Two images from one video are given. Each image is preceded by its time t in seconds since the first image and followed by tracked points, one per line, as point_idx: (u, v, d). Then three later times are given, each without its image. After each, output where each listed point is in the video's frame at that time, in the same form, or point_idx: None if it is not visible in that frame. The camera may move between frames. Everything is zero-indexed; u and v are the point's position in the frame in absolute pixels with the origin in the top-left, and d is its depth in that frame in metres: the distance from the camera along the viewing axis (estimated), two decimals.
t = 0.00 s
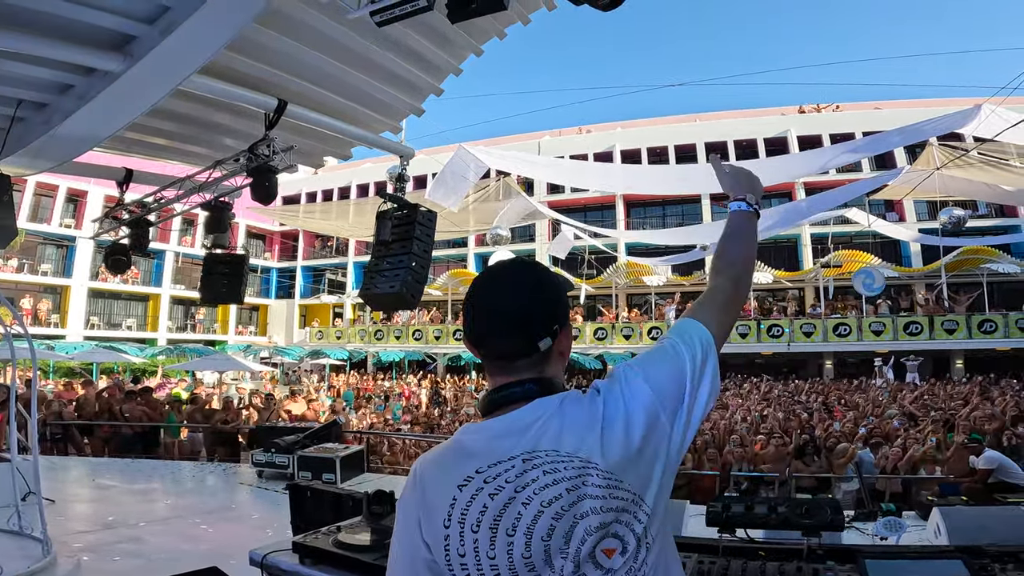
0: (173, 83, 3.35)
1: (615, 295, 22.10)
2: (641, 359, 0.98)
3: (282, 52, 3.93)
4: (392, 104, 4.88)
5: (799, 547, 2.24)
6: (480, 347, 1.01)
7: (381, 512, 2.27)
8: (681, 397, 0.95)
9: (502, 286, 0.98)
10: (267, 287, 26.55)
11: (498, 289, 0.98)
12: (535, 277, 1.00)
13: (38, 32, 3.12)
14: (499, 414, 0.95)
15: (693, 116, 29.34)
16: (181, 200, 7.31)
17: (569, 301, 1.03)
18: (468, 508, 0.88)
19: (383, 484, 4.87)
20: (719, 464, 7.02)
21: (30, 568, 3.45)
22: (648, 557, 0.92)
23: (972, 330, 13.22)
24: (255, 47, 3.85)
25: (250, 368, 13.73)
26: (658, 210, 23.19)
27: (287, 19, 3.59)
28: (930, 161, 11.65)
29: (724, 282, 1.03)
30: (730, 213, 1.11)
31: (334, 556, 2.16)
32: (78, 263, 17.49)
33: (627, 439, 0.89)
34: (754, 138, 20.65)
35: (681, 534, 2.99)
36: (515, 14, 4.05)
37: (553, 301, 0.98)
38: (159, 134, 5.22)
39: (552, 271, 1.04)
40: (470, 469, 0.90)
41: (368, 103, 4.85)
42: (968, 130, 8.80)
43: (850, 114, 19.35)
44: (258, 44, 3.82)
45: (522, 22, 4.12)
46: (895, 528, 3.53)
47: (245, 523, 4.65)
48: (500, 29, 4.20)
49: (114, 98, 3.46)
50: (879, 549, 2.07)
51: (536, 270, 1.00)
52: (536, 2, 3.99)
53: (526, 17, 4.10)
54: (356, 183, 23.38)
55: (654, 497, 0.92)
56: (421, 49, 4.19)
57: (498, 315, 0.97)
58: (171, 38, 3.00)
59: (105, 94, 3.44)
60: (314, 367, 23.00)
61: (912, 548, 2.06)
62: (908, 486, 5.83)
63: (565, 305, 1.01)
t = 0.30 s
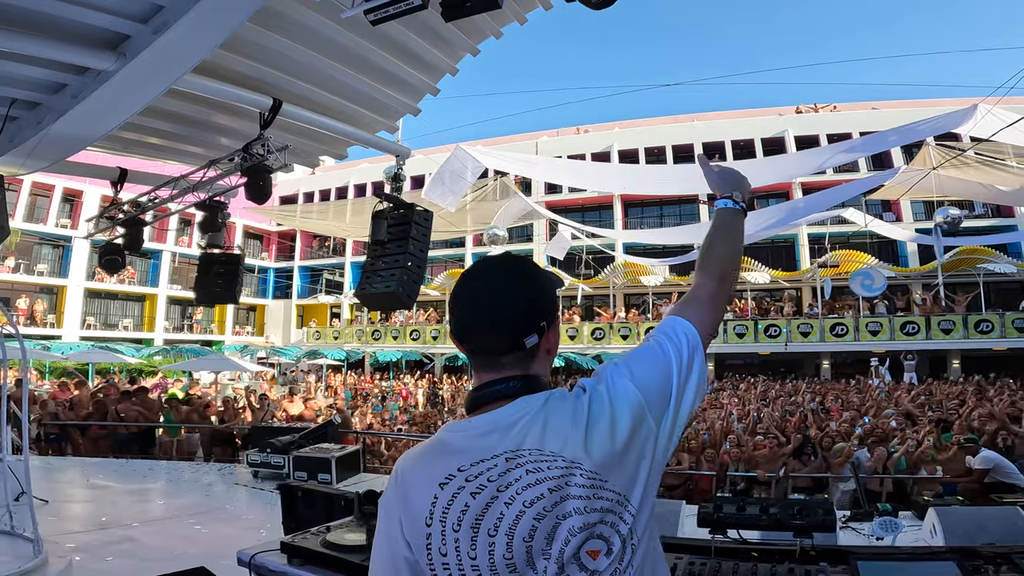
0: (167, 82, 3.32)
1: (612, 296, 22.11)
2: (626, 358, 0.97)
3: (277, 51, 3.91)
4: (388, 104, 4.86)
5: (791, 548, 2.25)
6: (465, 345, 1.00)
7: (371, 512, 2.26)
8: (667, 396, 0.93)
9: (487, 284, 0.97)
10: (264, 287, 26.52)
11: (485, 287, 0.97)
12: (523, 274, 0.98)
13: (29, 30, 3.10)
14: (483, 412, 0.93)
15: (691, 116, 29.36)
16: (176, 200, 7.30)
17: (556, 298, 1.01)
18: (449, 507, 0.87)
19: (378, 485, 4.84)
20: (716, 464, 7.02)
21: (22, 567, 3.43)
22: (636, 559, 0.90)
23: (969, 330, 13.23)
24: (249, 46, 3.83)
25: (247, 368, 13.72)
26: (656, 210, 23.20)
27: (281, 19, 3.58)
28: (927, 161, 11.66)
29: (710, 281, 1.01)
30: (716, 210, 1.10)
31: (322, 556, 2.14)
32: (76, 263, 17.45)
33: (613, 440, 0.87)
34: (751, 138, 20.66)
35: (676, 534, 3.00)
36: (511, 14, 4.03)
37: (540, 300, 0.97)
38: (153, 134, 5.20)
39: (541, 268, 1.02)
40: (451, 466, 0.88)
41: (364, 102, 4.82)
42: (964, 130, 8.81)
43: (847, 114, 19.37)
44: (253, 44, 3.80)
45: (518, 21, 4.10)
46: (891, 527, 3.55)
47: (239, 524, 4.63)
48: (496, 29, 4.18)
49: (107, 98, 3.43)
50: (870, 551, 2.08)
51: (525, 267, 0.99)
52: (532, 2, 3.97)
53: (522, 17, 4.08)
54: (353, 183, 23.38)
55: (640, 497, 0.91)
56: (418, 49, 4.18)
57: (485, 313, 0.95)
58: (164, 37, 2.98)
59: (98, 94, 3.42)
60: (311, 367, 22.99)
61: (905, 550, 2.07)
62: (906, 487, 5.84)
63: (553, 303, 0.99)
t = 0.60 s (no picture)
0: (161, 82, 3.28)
1: (610, 296, 22.11)
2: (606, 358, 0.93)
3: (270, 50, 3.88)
4: (384, 103, 4.84)
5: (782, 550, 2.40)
6: (444, 344, 0.98)
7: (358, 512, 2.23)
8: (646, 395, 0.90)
9: (466, 281, 0.94)
10: (260, 287, 26.47)
11: (464, 285, 0.95)
12: (500, 271, 0.96)
13: (20, 29, 3.07)
14: (461, 411, 0.91)
15: (687, 117, 29.40)
16: (169, 199, 7.27)
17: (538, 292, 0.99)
18: (426, 507, 0.85)
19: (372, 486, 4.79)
20: (711, 463, 7.02)
21: (12, 568, 3.40)
22: (615, 561, 0.87)
23: (964, 330, 13.26)
24: (243, 45, 3.80)
25: (242, 368, 13.66)
26: (653, 210, 23.22)
27: (275, 18, 3.55)
28: (922, 161, 11.68)
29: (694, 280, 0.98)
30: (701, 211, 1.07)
31: (304, 556, 2.12)
32: (71, 263, 17.37)
33: (593, 440, 0.84)
34: (748, 138, 20.68)
35: (672, 534, 3.05)
36: (506, 12, 4.01)
37: (519, 297, 0.94)
38: (147, 134, 5.16)
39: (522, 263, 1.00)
40: (429, 466, 0.86)
41: (359, 101, 4.78)
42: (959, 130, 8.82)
43: (844, 114, 19.41)
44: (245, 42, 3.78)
45: (513, 20, 4.09)
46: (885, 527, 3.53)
47: (232, 524, 4.60)
48: (492, 28, 4.16)
49: (101, 97, 3.40)
50: (858, 554, 2.22)
51: (503, 263, 0.97)
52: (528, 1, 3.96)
53: (518, 16, 4.06)
54: (349, 183, 23.34)
55: (620, 498, 0.88)
56: (413, 48, 4.15)
57: (464, 311, 0.93)
58: (158, 36, 2.95)
59: (89, 94, 3.39)
60: (308, 367, 22.96)
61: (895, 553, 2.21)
62: (902, 487, 5.85)
63: (533, 301, 0.97)
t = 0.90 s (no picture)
0: (151, 83, 3.24)
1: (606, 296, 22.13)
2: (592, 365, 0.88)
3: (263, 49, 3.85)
4: (379, 103, 4.81)
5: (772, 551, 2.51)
6: (425, 342, 0.96)
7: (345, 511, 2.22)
8: (635, 405, 0.84)
9: (447, 274, 0.93)
10: (256, 287, 26.41)
11: (446, 278, 0.93)
12: (484, 267, 0.94)
13: (10, 29, 3.02)
14: (439, 409, 0.89)
15: (683, 117, 29.44)
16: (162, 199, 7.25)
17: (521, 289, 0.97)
18: (399, 504, 0.84)
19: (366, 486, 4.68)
20: (706, 463, 7.02)
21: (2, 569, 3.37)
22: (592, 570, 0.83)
23: (959, 329, 13.32)
24: (235, 45, 3.78)
25: (237, 368, 13.61)
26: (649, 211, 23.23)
27: (267, 17, 3.53)
28: (917, 161, 11.71)
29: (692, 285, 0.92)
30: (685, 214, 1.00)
31: (290, 555, 2.10)
32: (65, 262, 17.26)
33: (560, 445, 0.81)
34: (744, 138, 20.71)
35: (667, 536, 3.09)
36: (501, 12, 4.00)
37: (503, 294, 0.93)
38: (140, 133, 5.12)
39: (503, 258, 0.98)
40: (402, 463, 0.85)
41: (354, 101, 4.75)
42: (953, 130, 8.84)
43: (839, 115, 19.46)
44: (238, 41, 3.74)
45: (508, 20, 4.08)
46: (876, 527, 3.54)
47: (225, 524, 4.58)
48: (486, 28, 4.14)
49: (90, 98, 3.36)
50: (845, 555, 2.33)
51: (484, 259, 0.95)
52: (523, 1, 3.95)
53: (512, 16, 4.05)
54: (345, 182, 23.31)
55: (598, 506, 0.83)
56: (407, 47, 4.12)
57: (446, 306, 0.92)
58: (147, 36, 2.91)
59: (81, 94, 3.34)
60: (304, 367, 22.92)
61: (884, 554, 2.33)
62: (896, 487, 5.87)
63: (515, 298, 0.96)
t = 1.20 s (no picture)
0: (140, 84, 3.15)
1: (602, 295, 22.14)
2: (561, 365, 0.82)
3: (255, 47, 3.81)
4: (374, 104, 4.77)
5: (760, 550, 2.54)
6: (407, 336, 1.00)
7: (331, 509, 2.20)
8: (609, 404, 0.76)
9: (423, 265, 0.96)
10: (252, 287, 26.38)
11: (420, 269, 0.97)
12: (461, 262, 0.95)
13: None
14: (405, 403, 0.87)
15: (679, 117, 29.47)
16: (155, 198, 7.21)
17: (499, 292, 0.94)
18: (363, 493, 0.83)
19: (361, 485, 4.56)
20: (700, 462, 7.03)
21: None
22: None
23: (953, 329, 13.37)
24: (226, 43, 3.73)
25: (231, 368, 13.57)
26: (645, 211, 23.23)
27: (258, 15, 3.48)
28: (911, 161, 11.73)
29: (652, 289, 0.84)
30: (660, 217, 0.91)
31: (275, 555, 2.09)
32: (59, 263, 17.17)
33: (526, 449, 0.73)
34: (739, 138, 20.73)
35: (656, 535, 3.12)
36: (495, 10, 3.96)
37: (466, 288, 0.93)
38: (134, 133, 5.08)
39: (495, 254, 0.97)
40: (367, 454, 0.84)
41: (349, 101, 4.71)
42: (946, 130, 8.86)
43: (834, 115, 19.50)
44: (230, 40, 3.70)
45: (503, 19, 4.04)
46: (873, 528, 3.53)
47: (217, 524, 4.56)
48: (481, 27, 4.10)
49: (79, 99, 3.28)
50: (833, 555, 2.35)
51: (465, 253, 0.96)
52: None
53: (507, 15, 4.01)
54: (341, 182, 23.28)
55: (570, 512, 0.76)
56: (401, 47, 4.09)
57: (414, 296, 0.96)
58: (135, 36, 2.83)
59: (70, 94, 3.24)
60: (300, 367, 22.89)
61: (874, 554, 2.35)
62: (889, 486, 5.89)
63: (485, 298, 0.94)
